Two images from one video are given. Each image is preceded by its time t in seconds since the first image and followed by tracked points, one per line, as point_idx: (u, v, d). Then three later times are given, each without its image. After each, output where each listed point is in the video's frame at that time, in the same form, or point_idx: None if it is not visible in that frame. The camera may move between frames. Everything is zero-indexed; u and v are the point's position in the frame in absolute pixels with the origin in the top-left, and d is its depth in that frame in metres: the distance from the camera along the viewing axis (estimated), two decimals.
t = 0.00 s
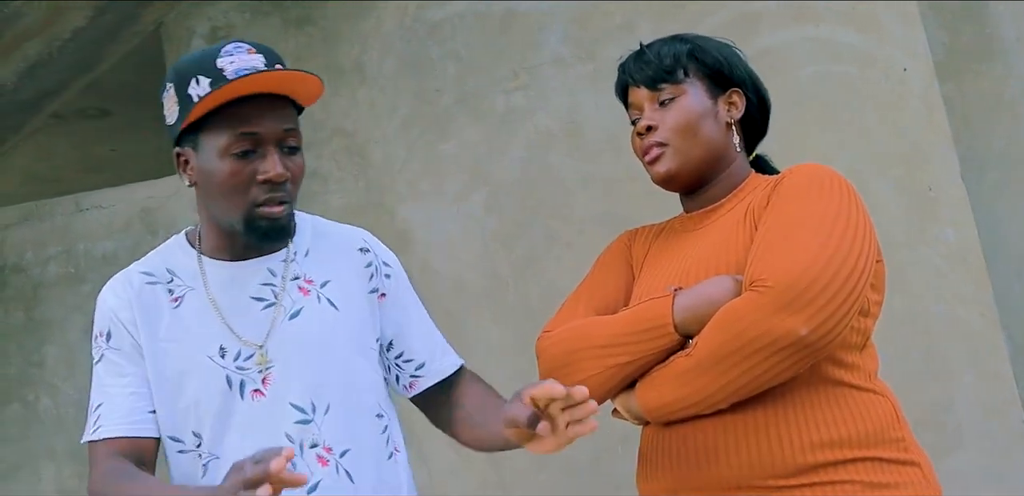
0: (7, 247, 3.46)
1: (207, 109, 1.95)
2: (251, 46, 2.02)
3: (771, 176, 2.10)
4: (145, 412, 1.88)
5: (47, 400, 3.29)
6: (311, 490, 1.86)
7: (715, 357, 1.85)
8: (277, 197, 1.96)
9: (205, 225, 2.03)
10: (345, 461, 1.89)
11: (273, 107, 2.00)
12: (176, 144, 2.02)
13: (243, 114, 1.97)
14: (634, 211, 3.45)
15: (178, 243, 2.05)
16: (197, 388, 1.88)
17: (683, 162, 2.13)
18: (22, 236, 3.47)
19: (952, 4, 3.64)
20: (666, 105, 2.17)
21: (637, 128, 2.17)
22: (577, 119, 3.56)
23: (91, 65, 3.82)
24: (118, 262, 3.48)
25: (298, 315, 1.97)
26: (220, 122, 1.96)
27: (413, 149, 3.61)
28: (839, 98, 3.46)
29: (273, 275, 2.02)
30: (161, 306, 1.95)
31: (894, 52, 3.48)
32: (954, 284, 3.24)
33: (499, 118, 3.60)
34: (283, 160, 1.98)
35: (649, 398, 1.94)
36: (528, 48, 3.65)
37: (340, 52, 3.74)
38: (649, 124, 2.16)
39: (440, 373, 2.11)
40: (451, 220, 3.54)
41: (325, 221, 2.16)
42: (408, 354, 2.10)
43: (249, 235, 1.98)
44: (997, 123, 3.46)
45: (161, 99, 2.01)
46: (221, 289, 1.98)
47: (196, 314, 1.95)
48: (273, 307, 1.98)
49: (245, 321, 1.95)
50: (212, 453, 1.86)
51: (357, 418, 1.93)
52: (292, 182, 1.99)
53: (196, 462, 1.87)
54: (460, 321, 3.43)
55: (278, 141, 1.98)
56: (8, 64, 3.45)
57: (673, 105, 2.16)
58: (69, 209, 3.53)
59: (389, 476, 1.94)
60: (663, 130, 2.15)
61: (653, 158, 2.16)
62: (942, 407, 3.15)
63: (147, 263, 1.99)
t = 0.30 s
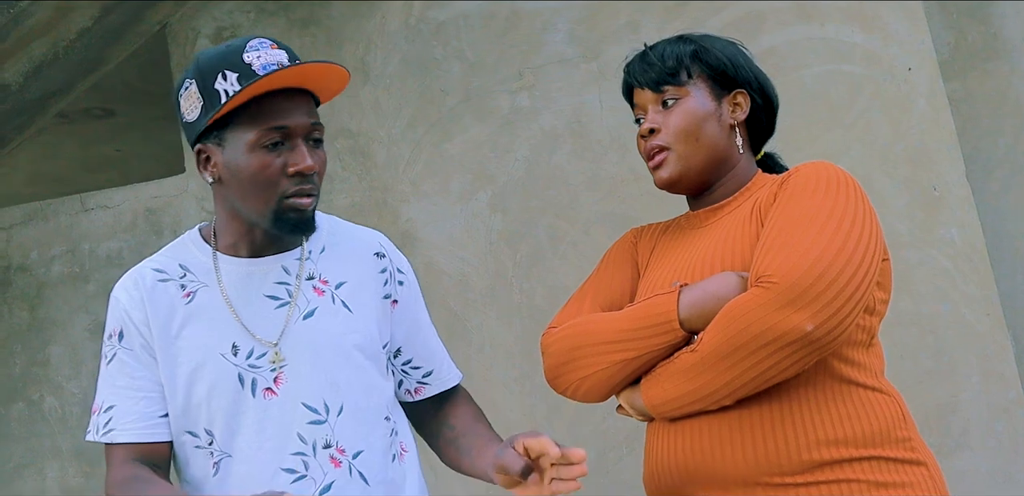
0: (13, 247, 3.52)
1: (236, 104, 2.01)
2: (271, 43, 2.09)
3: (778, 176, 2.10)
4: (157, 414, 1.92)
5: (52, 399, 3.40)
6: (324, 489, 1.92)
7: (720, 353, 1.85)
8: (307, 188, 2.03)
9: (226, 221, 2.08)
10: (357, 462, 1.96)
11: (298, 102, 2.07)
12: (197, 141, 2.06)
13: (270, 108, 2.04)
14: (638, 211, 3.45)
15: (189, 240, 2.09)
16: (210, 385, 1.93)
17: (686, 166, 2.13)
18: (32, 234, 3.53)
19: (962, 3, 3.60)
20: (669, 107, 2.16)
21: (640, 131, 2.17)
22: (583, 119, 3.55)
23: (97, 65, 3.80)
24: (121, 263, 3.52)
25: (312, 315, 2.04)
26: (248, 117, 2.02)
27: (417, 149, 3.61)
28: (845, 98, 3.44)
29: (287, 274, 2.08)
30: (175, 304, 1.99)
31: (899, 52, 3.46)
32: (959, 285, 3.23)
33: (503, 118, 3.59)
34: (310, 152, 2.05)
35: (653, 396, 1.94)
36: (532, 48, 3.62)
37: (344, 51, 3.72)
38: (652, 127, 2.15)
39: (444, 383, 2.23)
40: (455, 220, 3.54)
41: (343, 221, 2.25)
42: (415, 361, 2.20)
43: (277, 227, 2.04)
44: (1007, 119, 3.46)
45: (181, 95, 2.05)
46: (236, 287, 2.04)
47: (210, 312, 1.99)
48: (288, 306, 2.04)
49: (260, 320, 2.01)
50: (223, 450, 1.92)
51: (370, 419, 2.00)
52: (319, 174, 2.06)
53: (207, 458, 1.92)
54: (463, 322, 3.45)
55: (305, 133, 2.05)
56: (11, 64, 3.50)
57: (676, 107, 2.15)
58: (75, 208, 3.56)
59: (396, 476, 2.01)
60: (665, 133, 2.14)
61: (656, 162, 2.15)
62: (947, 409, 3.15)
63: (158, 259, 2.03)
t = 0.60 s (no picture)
0: (17, 247, 3.55)
1: (242, 87, 2.07)
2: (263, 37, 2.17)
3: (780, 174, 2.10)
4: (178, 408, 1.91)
5: (55, 399, 3.41)
6: (336, 482, 1.93)
7: (721, 352, 1.85)
8: (319, 158, 2.08)
9: (241, 210, 2.10)
10: (368, 455, 1.97)
11: (296, 84, 2.15)
12: (205, 135, 2.09)
13: (272, 90, 2.11)
14: (641, 211, 3.45)
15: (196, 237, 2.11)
16: (223, 379, 1.93)
17: (686, 167, 2.13)
18: (36, 235, 3.56)
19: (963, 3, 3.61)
20: (669, 108, 2.16)
21: (640, 132, 2.17)
22: (585, 119, 3.55)
23: (102, 65, 3.80)
24: (125, 263, 3.53)
25: (323, 310, 2.05)
26: (254, 99, 2.09)
27: (420, 149, 3.61)
28: (847, 98, 3.45)
29: (297, 269, 2.10)
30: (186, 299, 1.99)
31: (902, 52, 3.46)
32: (962, 285, 3.23)
33: (506, 118, 3.59)
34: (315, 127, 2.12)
35: (655, 395, 1.94)
36: (534, 48, 3.62)
37: (346, 51, 3.72)
38: (652, 128, 2.15)
39: (449, 378, 2.23)
40: (458, 220, 3.54)
41: (344, 221, 2.26)
42: (419, 357, 2.21)
43: (296, 202, 2.06)
44: (1011, 119, 3.46)
45: (184, 95, 2.09)
46: (246, 282, 2.04)
47: (223, 306, 2.00)
48: (299, 301, 2.05)
49: (271, 314, 2.01)
50: (236, 443, 1.92)
51: (379, 414, 2.01)
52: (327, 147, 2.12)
53: (221, 451, 1.92)
54: (466, 322, 3.45)
55: (308, 110, 2.13)
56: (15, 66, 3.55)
57: (676, 108, 2.15)
58: (78, 209, 3.59)
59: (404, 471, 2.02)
60: (665, 134, 2.14)
61: (656, 164, 2.16)
62: (949, 408, 3.16)
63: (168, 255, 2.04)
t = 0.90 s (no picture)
0: (22, 245, 3.58)
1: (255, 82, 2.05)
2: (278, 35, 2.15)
3: (782, 174, 2.10)
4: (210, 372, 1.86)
5: (59, 397, 3.42)
6: (359, 465, 1.93)
7: (723, 355, 1.85)
8: (328, 159, 2.06)
9: (252, 205, 2.09)
10: (385, 439, 1.99)
11: (311, 80, 2.13)
12: (219, 130, 2.08)
13: (285, 87, 2.08)
14: (643, 210, 3.45)
15: (207, 226, 2.10)
16: (246, 360, 1.92)
17: (686, 169, 2.13)
18: (41, 234, 3.58)
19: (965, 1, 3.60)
20: (670, 109, 2.16)
21: (641, 133, 2.17)
22: (587, 119, 3.56)
23: (103, 65, 3.84)
24: (128, 261, 3.54)
25: (340, 299, 2.07)
26: (268, 96, 2.07)
27: (423, 149, 3.62)
28: (850, 97, 3.44)
29: (312, 260, 2.12)
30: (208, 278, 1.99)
31: (904, 51, 3.45)
32: (965, 285, 3.23)
33: (508, 117, 3.59)
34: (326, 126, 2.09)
35: (659, 398, 1.95)
36: (536, 47, 3.63)
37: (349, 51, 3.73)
38: (652, 129, 2.15)
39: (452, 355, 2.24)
40: (460, 220, 3.55)
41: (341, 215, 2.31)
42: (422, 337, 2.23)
43: (304, 200, 2.04)
44: (1014, 118, 3.44)
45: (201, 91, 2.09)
46: (266, 270, 2.05)
47: (244, 290, 2.00)
48: (317, 290, 2.07)
49: (291, 301, 2.03)
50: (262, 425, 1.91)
51: (394, 398, 2.05)
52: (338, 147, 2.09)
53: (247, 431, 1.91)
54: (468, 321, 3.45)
55: (320, 109, 2.09)
56: (19, 65, 3.53)
57: (676, 110, 2.15)
58: (82, 208, 3.61)
59: (417, 457, 2.05)
60: (665, 135, 2.14)
61: (657, 165, 2.15)
62: (952, 408, 3.15)
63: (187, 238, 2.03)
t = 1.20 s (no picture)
0: (22, 243, 3.57)
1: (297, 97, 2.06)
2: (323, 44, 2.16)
3: (787, 173, 2.10)
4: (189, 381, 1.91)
5: (60, 395, 3.43)
6: (362, 478, 1.96)
7: (723, 357, 1.85)
8: (355, 184, 2.08)
9: (266, 212, 2.11)
10: (389, 450, 2.01)
11: (346, 97, 2.13)
12: (246, 134, 2.10)
13: (323, 103, 2.09)
14: (643, 208, 3.46)
15: (216, 226, 2.14)
16: (247, 369, 1.98)
17: (689, 170, 2.13)
18: (43, 231, 3.57)
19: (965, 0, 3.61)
20: (673, 110, 2.15)
21: (644, 134, 2.17)
22: (588, 116, 3.56)
23: (104, 64, 3.87)
24: (129, 259, 3.54)
25: (343, 308, 2.10)
26: (303, 112, 2.07)
27: (424, 146, 3.62)
28: (851, 95, 3.44)
29: (318, 267, 2.14)
30: (209, 285, 2.02)
31: (905, 49, 3.46)
32: (966, 283, 3.23)
33: (509, 114, 3.59)
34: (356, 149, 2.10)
35: (660, 394, 1.94)
36: (538, 45, 3.63)
37: (350, 48, 3.73)
38: (655, 130, 2.15)
39: (477, 355, 2.21)
40: (461, 218, 3.55)
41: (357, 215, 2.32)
42: (444, 337, 2.21)
43: (327, 221, 2.08)
44: (1014, 117, 3.45)
45: (231, 88, 2.09)
46: (269, 278, 2.08)
47: (244, 299, 2.04)
48: (320, 299, 2.09)
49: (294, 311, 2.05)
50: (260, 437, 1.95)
51: (399, 409, 2.07)
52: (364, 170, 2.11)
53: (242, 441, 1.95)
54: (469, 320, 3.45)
55: (354, 132, 2.11)
56: (21, 64, 3.55)
57: (679, 111, 2.14)
58: (83, 206, 3.60)
59: (424, 468, 2.07)
60: (668, 137, 2.14)
61: (660, 166, 2.15)
62: (953, 406, 3.16)
63: (192, 241, 2.07)
